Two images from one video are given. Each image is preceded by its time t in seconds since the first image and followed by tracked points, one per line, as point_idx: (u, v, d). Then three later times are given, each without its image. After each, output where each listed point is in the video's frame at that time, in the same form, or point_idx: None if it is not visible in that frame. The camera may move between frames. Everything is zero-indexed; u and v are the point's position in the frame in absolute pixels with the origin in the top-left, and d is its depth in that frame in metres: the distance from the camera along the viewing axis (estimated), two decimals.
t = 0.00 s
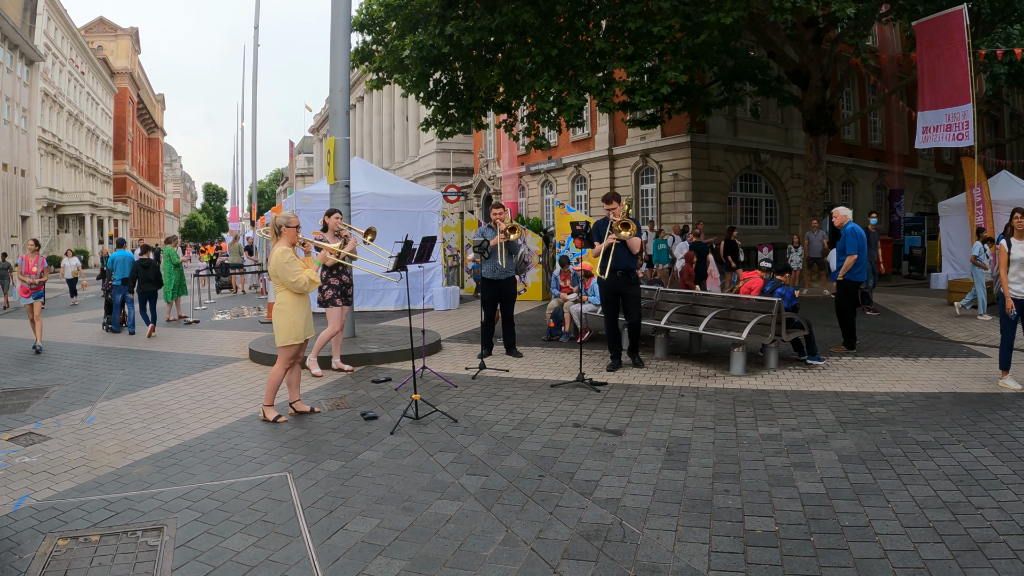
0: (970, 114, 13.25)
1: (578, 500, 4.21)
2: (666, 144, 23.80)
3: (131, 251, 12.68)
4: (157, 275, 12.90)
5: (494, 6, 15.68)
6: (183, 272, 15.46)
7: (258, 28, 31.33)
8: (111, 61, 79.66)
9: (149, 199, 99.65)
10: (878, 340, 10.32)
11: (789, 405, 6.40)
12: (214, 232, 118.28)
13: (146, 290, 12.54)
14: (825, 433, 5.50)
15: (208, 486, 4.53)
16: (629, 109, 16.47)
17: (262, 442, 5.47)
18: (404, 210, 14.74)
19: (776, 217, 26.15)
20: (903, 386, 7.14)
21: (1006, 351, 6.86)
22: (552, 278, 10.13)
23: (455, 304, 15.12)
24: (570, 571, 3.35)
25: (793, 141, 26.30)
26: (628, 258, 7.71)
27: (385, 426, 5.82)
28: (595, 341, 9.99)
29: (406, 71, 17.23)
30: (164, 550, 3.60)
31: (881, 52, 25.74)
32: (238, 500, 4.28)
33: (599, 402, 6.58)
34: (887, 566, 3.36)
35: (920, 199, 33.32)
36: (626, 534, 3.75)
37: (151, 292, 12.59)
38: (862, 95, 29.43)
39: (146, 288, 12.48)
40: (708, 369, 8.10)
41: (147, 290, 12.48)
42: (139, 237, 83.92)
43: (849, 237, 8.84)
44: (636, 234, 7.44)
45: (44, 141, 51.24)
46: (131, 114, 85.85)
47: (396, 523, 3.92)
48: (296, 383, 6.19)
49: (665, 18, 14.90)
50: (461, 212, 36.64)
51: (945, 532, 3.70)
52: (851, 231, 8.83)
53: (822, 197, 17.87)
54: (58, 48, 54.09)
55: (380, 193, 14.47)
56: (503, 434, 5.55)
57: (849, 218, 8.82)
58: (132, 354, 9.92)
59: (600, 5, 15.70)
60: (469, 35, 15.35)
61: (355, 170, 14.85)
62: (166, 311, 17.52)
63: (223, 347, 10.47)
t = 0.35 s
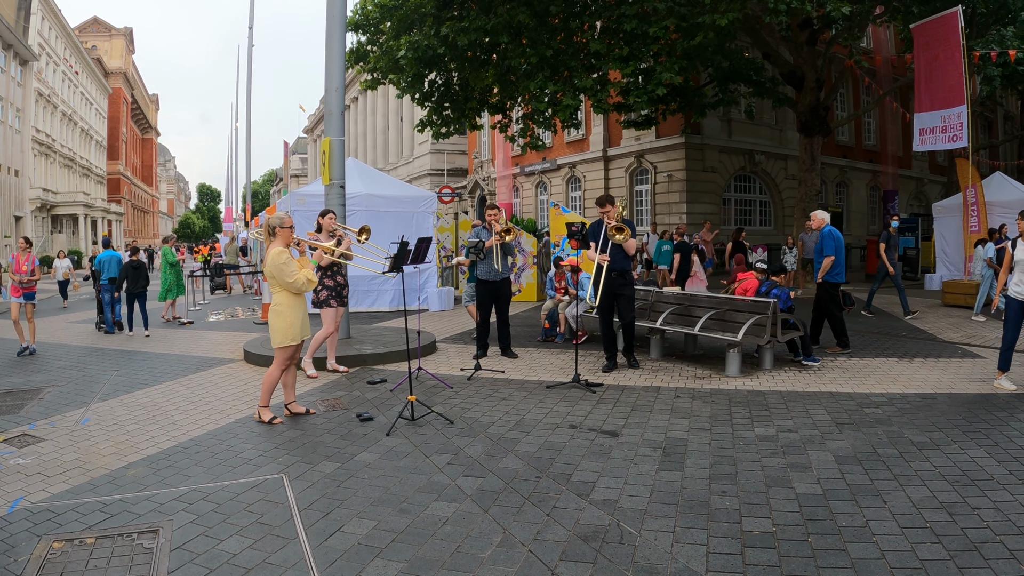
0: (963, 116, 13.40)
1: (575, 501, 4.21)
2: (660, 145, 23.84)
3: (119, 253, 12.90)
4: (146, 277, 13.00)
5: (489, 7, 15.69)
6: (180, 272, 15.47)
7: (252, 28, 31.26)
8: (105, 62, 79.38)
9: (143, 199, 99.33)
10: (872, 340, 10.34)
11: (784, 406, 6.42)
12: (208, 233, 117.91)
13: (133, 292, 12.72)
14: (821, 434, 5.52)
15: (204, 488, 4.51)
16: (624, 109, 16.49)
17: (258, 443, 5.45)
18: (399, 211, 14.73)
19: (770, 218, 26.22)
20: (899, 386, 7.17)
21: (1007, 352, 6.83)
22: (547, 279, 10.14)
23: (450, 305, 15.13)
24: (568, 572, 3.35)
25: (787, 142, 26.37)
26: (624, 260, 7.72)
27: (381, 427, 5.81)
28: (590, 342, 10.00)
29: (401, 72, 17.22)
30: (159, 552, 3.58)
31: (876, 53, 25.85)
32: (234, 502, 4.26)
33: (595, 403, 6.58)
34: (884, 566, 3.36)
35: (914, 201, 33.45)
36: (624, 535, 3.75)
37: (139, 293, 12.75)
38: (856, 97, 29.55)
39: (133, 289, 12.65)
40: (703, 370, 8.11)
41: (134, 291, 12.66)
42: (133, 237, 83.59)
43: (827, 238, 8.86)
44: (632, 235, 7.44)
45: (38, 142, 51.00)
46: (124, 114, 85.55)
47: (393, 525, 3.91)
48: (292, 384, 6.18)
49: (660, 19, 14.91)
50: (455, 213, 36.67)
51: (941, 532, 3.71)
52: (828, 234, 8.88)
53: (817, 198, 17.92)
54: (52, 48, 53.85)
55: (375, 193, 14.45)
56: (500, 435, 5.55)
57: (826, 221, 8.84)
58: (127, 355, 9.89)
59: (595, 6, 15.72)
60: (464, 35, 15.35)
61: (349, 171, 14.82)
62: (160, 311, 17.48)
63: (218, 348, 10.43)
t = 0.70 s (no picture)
0: (956, 118, 13.41)
1: (570, 502, 4.21)
2: (653, 146, 23.90)
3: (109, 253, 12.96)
4: (131, 278, 12.88)
5: (483, 7, 15.71)
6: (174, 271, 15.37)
7: (246, 28, 31.16)
8: (97, 61, 79.00)
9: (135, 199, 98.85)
10: (864, 342, 10.40)
11: (778, 407, 6.44)
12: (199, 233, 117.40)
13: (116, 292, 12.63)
14: (814, 435, 5.55)
15: (197, 489, 4.49)
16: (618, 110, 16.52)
17: (252, 445, 5.42)
18: (392, 211, 14.70)
19: (763, 219, 26.32)
20: (891, 387, 7.20)
21: (1009, 355, 6.89)
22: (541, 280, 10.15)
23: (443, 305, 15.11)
24: (563, 574, 3.35)
25: (780, 144, 26.48)
26: (619, 261, 7.74)
27: (375, 429, 5.80)
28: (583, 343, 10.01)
29: (395, 72, 17.19)
30: (153, 555, 3.56)
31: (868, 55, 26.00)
32: (228, 504, 4.24)
33: (589, 404, 6.58)
34: (879, 567, 3.38)
35: (905, 202, 33.65)
36: (619, 537, 3.75)
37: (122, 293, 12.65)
38: (849, 99, 29.71)
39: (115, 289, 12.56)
40: (697, 371, 8.14)
41: (116, 291, 12.57)
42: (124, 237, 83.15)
43: (804, 237, 8.82)
44: (625, 236, 7.46)
45: (30, 141, 50.68)
46: (117, 113, 85.18)
47: (387, 526, 3.90)
48: (285, 385, 6.16)
49: (654, 20, 14.93)
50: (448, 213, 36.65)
51: (935, 533, 3.73)
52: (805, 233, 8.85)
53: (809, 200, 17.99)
54: (45, 47, 53.57)
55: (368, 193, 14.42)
56: (494, 437, 5.54)
57: (805, 221, 8.84)
58: (120, 355, 9.83)
59: (589, 8, 15.75)
60: (458, 36, 15.36)
61: (342, 171, 14.80)
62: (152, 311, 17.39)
63: (211, 348, 10.38)
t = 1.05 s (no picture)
0: (947, 122, 13.53)
1: (566, 506, 4.20)
2: (644, 148, 23.95)
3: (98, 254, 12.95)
4: (118, 279, 12.86)
5: (475, 9, 15.71)
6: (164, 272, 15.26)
7: (236, 27, 31.00)
8: (87, 60, 78.49)
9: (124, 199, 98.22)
10: (855, 343, 10.45)
11: (771, 410, 6.45)
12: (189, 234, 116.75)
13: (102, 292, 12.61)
14: (808, 437, 5.57)
15: (190, 493, 4.45)
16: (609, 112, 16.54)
17: (244, 448, 5.38)
18: (382, 212, 14.66)
19: (753, 221, 26.43)
20: (883, 390, 7.23)
21: (1011, 357, 6.99)
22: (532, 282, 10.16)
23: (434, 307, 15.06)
24: None
25: (770, 146, 26.61)
26: (613, 263, 7.73)
27: (368, 432, 5.77)
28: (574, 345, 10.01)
29: (386, 73, 17.15)
30: (147, 560, 3.53)
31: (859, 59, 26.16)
32: (221, 508, 4.20)
33: (583, 407, 6.57)
34: (876, 569, 3.39)
35: (895, 205, 33.91)
36: (616, 540, 3.74)
37: (109, 293, 12.62)
38: (839, 102, 29.88)
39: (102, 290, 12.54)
40: (689, 373, 8.16)
41: (103, 291, 12.55)
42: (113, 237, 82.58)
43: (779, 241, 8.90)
44: (619, 236, 7.46)
45: (19, 140, 50.26)
46: (106, 113, 84.68)
47: (383, 531, 3.88)
48: (277, 387, 6.12)
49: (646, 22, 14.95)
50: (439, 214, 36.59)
51: (931, 535, 3.75)
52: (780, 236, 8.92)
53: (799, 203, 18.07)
54: (35, 46, 53.17)
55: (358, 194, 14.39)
56: (488, 440, 5.53)
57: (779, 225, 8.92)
58: (109, 357, 9.74)
59: (581, 10, 15.73)
60: (450, 37, 15.37)
61: (332, 171, 14.76)
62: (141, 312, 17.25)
63: (202, 350, 10.31)
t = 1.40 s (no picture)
0: (924, 127, 13.79)
1: (552, 509, 4.20)
2: (623, 151, 24.08)
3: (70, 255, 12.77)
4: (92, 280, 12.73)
5: (455, 11, 15.70)
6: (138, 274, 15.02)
7: (213, 27, 30.65)
8: (61, 58, 77.23)
9: (98, 199, 96.61)
10: (831, 346, 10.59)
11: (752, 412, 6.51)
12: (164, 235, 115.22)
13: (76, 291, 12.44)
14: (790, 439, 5.62)
15: (171, 499, 4.37)
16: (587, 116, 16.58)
17: (224, 453, 5.31)
18: (359, 214, 14.57)
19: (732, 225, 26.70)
20: (861, 392, 7.33)
21: (1008, 362, 7.05)
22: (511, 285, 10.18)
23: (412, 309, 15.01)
24: None
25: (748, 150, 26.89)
26: (597, 266, 7.74)
27: (350, 435, 5.72)
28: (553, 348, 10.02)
29: (365, 74, 17.06)
30: (128, 567, 3.46)
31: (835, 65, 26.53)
32: (203, 514, 4.14)
33: (565, 410, 6.58)
34: (862, 569, 3.44)
35: (870, 209, 34.47)
36: (603, 544, 3.75)
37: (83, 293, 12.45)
38: (815, 107, 30.28)
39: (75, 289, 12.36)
40: (670, 375, 8.21)
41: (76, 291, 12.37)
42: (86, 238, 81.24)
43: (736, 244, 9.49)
44: (604, 239, 7.47)
45: None
46: (80, 112, 83.32)
47: (368, 536, 3.85)
48: (255, 390, 6.05)
49: (627, 26, 15.07)
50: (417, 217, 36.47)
51: (915, 535, 3.80)
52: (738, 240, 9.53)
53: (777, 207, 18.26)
54: (8, 44, 52.23)
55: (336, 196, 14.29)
56: (471, 443, 5.51)
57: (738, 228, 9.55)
58: (84, 360, 9.55)
59: (560, 14, 15.76)
60: (430, 39, 15.38)
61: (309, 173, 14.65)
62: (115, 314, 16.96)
63: (179, 353, 10.16)
